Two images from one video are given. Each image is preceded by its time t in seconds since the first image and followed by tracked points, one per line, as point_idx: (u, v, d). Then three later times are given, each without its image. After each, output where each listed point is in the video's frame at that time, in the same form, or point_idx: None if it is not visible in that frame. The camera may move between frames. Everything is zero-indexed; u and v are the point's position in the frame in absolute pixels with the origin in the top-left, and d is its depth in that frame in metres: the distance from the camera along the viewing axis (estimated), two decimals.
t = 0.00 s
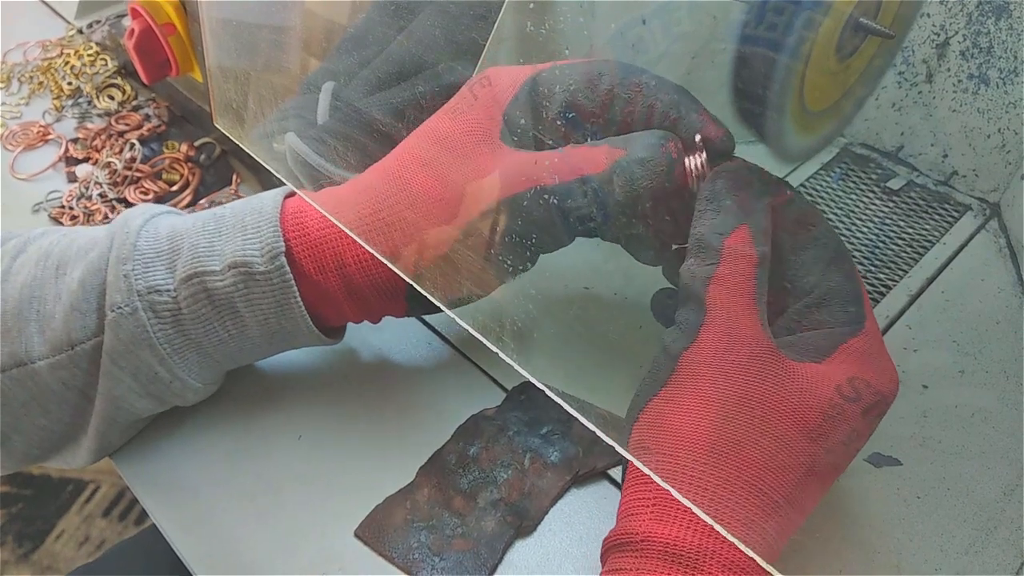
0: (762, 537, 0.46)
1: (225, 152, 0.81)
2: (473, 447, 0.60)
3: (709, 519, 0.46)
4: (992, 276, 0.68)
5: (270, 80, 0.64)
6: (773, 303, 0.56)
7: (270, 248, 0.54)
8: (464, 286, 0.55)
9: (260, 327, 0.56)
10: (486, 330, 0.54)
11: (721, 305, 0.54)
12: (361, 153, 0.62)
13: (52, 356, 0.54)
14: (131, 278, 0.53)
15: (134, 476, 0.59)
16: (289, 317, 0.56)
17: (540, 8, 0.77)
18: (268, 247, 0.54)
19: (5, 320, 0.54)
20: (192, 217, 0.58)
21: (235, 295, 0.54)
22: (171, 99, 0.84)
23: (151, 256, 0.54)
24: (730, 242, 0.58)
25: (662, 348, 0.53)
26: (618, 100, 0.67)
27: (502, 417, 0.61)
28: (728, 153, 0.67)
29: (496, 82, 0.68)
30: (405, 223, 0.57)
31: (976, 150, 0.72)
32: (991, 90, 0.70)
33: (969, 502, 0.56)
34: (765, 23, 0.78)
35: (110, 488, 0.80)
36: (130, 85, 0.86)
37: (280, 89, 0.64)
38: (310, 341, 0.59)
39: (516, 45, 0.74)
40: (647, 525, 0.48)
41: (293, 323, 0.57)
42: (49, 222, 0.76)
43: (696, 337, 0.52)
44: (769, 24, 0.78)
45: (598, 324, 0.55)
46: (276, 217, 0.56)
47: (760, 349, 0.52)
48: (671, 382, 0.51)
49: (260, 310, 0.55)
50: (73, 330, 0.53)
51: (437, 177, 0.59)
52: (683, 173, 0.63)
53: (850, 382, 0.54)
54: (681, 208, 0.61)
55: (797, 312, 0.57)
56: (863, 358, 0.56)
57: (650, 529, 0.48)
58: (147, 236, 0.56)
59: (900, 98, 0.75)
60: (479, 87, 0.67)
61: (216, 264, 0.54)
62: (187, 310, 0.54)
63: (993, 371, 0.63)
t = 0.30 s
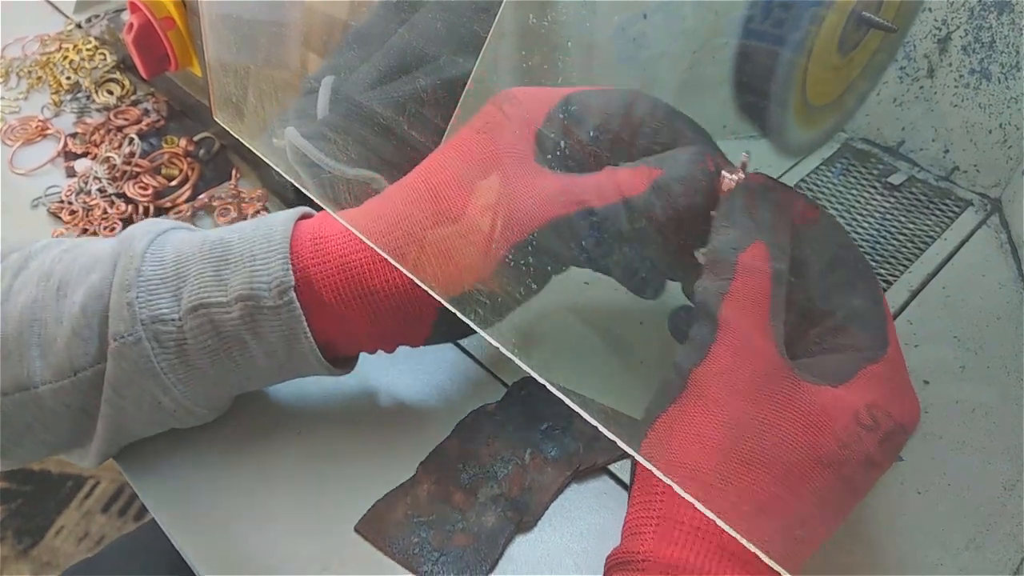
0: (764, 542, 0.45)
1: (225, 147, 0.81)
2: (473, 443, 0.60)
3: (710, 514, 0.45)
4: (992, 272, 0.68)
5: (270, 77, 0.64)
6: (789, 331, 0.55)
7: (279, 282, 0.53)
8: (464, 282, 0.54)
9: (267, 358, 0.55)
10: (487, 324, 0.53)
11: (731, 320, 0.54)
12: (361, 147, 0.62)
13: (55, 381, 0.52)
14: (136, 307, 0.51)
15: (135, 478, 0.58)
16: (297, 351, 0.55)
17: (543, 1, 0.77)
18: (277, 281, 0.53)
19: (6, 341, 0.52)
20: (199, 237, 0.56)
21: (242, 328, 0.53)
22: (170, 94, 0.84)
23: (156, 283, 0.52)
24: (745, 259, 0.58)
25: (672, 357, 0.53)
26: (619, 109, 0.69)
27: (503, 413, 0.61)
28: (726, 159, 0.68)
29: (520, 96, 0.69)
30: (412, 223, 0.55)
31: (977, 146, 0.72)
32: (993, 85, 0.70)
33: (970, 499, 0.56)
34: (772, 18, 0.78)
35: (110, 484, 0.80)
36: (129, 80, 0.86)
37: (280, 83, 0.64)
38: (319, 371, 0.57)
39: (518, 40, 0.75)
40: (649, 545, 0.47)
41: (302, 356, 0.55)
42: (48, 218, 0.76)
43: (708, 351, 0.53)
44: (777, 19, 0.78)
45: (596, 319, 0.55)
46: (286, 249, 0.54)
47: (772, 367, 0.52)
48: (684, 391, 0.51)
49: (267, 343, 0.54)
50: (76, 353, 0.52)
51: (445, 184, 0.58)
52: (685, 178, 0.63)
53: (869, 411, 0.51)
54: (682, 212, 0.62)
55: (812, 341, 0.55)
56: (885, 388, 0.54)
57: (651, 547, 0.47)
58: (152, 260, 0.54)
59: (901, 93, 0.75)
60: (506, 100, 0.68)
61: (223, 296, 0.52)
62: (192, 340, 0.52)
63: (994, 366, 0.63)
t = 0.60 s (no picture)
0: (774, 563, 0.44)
1: (223, 143, 0.81)
2: (472, 439, 0.60)
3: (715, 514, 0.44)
4: (993, 269, 0.67)
5: (268, 71, 0.64)
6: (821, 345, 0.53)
7: (290, 280, 0.53)
8: (465, 279, 0.52)
9: (275, 368, 0.54)
10: (485, 318, 0.51)
11: (766, 328, 0.52)
12: (360, 144, 0.61)
13: (63, 390, 0.52)
14: (145, 306, 0.51)
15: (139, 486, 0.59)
16: (306, 357, 0.54)
17: None
18: (287, 279, 0.53)
19: (16, 351, 0.52)
20: (212, 243, 0.56)
21: (251, 329, 0.52)
22: (168, 90, 0.84)
23: (166, 284, 0.53)
24: (786, 264, 0.55)
25: (689, 358, 0.51)
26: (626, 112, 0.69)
27: (502, 410, 0.61)
28: (747, 156, 0.66)
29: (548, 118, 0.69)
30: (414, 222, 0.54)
31: (977, 143, 0.72)
32: (993, 82, 0.71)
33: (970, 495, 0.56)
34: (784, 23, 0.78)
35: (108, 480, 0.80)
36: (127, 75, 0.85)
37: (279, 77, 0.64)
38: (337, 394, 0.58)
39: (519, 33, 0.75)
40: (648, 554, 0.46)
41: (311, 363, 0.54)
42: (46, 213, 0.76)
43: (733, 361, 0.51)
44: (786, 26, 0.78)
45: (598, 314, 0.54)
46: (301, 247, 0.54)
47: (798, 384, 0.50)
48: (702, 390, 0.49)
49: (275, 348, 0.53)
50: (83, 359, 0.51)
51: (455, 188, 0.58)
52: (702, 170, 0.62)
53: (896, 442, 0.50)
54: (690, 206, 0.60)
55: (844, 360, 0.53)
56: (912, 418, 0.53)
57: (650, 557, 0.46)
58: (164, 263, 0.54)
59: (901, 89, 0.75)
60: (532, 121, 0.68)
61: (234, 295, 0.52)
62: (199, 342, 0.52)
63: (994, 363, 0.63)
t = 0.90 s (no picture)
0: (774, 549, 0.45)
1: (223, 143, 0.80)
2: (472, 440, 0.60)
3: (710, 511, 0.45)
4: (991, 272, 0.67)
5: (269, 69, 0.63)
6: (818, 312, 0.54)
7: (294, 225, 0.52)
8: (464, 276, 0.53)
9: (283, 325, 0.53)
10: (485, 318, 0.52)
11: (766, 298, 0.52)
12: (361, 143, 0.61)
13: (71, 352, 0.52)
14: (153, 262, 0.52)
15: (133, 475, 0.58)
16: (312, 315, 0.53)
17: None
18: (292, 224, 0.52)
19: (23, 316, 0.52)
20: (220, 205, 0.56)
21: (257, 280, 0.52)
22: (168, 89, 0.84)
23: (174, 243, 0.53)
24: (777, 236, 0.55)
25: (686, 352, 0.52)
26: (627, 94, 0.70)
27: (503, 410, 0.61)
28: (750, 126, 0.68)
29: (547, 92, 0.69)
30: (407, 208, 0.54)
31: (977, 145, 0.72)
32: (993, 84, 0.72)
33: (970, 498, 0.56)
34: (780, 29, 0.78)
35: (107, 480, 0.80)
36: (127, 74, 0.85)
37: (280, 76, 0.63)
38: (345, 355, 0.57)
39: (521, 35, 0.76)
40: (661, 526, 0.47)
41: (318, 322, 0.53)
42: (46, 213, 0.75)
43: (730, 346, 0.50)
44: (783, 31, 0.78)
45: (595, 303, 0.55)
46: (305, 194, 0.54)
47: (800, 366, 0.49)
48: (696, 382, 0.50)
49: (282, 300, 0.52)
50: (91, 321, 0.51)
51: (443, 164, 0.56)
52: (698, 133, 0.62)
53: (897, 402, 0.51)
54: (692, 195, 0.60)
55: (844, 325, 0.54)
56: (914, 380, 0.53)
57: (663, 530, 0.46)
58: (172, 223, 0.54)
59: (901, 91, 0.75)
60: (527, 96, 0.68)
61: (239, 246, 0.52)
62: (206, 297, 0.52)
63: (995, 366, 0.63)
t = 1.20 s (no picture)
0: (774, 553, 0.45)
1: (224, 144, 0.80)
2: (472, 442, 0.60)
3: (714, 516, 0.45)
4: (991, 274, 0.67)
5: (269, 70, 0.63)
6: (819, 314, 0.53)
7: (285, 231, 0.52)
8: (465, 279, 0.53)
9: (274, 330, 0.53)
10: (486, 320, 0.52)
11: (766, 303, 0.52)
12: (361, 145, 0.61)
13: (65, 355, 0.52)
14: (144, 266, 0.52)
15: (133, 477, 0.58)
16: (304, 321, 0.53)
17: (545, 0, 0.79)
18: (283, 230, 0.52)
19: (18, 318, 0.52)
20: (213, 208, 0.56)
21: (248, 286, 0.51)
22: (169, 90, 0.84)
23: (166, 246, 0.53)
24: (773, 236, 0.54)
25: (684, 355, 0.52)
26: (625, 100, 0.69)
27: (503, 412, 0.61)
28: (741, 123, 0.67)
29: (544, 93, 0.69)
30: (404, 212, 0.53)
31: (977, 147, 0.72)
32: (993, 87, 0.72)
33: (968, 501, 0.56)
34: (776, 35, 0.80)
35: (106, 481, 0.80)
36: (128, 75, 0.85)
37: (279, 78, 0.63)
38: (338, 360, 0.56)
39: (521, 38, 0.76)
40: (659, 534, 0.47)
41: (310, 328, 0.53)
42: (46, 214, 0.75)
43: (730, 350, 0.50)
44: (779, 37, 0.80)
45: (594, 308, 0.55)
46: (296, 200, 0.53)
47: (802, 370, 0.49)
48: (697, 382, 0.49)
49: (273, 306, 0.52)
50: (84, 326, 0.51)
51: (438, 167, 0.56)
52: (692, 137, 0.61)
53: (902, 404, 0.51)
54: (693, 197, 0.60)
55: (846, 325, 0.53)
56: (919, 380, 0.53)
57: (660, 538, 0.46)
58: (164, 227, 0.54)
59: (901, 94, 0.75)
60: (524, 99, 0.68)
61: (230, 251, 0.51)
62: (197, 302, 0.51)
63: (995, 369, 0.63)
